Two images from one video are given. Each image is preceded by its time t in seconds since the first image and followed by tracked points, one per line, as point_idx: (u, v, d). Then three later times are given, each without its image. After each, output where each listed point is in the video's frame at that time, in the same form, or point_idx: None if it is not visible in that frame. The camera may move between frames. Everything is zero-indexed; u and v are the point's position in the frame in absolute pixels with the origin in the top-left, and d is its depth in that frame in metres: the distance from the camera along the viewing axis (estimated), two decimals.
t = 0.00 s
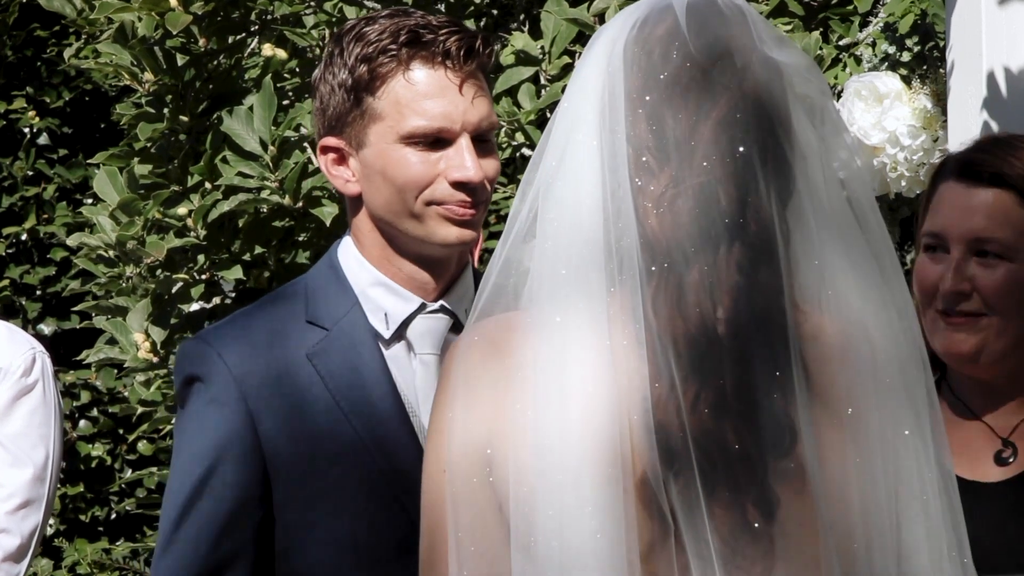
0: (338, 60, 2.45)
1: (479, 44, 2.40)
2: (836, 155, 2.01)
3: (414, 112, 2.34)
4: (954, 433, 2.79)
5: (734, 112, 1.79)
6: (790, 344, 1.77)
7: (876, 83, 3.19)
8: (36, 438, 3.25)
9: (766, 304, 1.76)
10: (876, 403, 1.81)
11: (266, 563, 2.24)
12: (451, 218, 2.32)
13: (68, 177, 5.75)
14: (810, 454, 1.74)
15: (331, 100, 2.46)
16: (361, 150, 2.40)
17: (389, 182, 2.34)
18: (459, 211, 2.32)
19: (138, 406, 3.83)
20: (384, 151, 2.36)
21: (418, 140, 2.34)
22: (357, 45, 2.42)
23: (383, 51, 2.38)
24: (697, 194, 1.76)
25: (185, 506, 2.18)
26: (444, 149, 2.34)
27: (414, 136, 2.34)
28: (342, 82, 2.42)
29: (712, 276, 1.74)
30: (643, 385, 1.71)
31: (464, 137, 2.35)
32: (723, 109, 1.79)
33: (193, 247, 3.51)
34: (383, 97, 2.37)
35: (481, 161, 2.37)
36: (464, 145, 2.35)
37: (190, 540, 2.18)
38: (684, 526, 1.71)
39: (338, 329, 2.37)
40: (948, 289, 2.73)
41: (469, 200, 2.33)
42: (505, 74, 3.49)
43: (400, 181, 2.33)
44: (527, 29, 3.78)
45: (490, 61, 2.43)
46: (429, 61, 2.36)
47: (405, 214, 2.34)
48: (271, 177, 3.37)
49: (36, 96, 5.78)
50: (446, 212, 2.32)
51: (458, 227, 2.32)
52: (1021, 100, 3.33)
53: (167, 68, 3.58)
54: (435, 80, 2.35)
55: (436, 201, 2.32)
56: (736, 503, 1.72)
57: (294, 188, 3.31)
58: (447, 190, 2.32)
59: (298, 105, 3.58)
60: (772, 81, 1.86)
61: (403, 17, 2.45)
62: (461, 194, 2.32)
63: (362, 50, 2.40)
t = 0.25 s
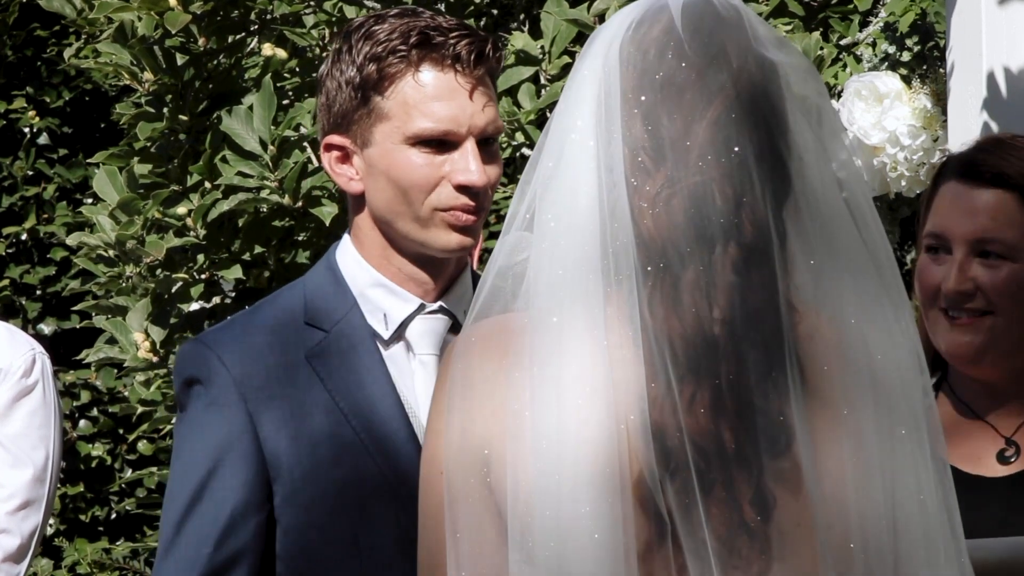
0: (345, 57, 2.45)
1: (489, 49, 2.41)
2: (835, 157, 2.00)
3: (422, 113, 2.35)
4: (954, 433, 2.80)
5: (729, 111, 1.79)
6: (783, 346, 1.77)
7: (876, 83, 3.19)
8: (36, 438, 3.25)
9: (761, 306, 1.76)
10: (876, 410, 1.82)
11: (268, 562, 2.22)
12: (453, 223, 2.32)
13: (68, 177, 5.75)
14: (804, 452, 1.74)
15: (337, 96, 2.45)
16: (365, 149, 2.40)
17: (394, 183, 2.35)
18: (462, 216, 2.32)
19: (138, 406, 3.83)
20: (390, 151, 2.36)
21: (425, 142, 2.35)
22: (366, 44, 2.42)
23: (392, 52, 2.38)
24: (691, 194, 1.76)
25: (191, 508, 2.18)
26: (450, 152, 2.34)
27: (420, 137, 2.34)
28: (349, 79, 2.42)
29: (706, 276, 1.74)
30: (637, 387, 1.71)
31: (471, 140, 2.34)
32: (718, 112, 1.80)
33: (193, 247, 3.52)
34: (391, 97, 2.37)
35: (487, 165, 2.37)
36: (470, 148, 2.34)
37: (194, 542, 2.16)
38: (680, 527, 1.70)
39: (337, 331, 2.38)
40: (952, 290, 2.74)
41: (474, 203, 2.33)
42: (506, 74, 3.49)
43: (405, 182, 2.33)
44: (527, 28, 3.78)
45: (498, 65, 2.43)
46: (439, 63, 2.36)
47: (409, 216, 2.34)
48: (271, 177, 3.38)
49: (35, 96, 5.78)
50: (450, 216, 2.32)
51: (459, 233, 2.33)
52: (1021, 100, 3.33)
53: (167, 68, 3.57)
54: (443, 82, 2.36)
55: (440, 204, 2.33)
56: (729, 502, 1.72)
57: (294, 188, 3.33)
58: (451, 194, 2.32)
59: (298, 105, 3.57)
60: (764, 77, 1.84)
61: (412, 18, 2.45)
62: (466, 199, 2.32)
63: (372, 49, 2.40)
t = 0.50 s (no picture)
0: (357, 54, 2.46)
1: (504, 54, 2.39)
2: (836, 158, 2.00)
3: (432, 116, 2.34)
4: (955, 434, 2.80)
5: (728, 112, 1.78)
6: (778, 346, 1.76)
7: (876, 83, 3.20)
8: (34, 438, 3.24)
9: (760, 306, 1.75)
10: (874, 413, 1.82)
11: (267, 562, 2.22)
12: (457, 228, 2.32)
13: (69, 177, 5.76)
14: (801, 452, 1.74)
15: (347, 94, 2.46)
16: (373, 147, 2.40)
17: (400, 184, 2.34)
18: (466, 222, 2.32)
19: (138, 406, 3.82)
20: (398, 152, 2.35)
21: (434, 144, 2.34)
22: (379, 43, 2.43)
23: (406, 53, 2.38)
24: (690, 194, 1.75)
25: (189, 511, 2.17)
26: (459, 155, 2.33)
27: (429, 139, 2.33)
28: (361, 77, 2.42)
29: (706, 276, 1.74)
30: (636, 387, 1.71)
31: (480, 145, 2.33)
32: (718, 110, 1.78)
33: (193, 246, 3.51)
34: (403, 98, 2.36)
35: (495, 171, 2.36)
36: (479, 154, 2.33)
37: (193, 544, 2.16)
38: (681, 527, 1.69)
39: (334, 332, 2.38)
40: (958, 289, 2.74)
41: (479, 208, 2.33)
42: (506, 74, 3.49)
43: (412, 184, 2.33)
44: (527, 28, 3.78)
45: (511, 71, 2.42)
46: (453, 67, 2.35)
47: (413, 218, 2.34)
48: (271, 176, 3.38)
49: (35, 96, 5.79)
50: (454, 221, 2.32)
51: (462, 239, 2.32)
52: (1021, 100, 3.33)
53: (167, 67, 3.57)
54: (456, 85, 2.35)
55: (446, 208, 2.32)
56: (728, 501, 1.71)
57: (294, 187, 3.33)
58: (458, 199, 2.32)
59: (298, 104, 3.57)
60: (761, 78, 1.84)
61: (427, 19, 2.45)
62: (472, 205, 2.32)
63: (385, 49, 2.40)
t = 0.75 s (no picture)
0: (365, 51, 2.47)
1: (511, 55, 2.39)
2: (836, 158, 2.00)
3: (437, 114, 2.35)
4: (957, 432, 2.80)
5: (728, 112, 1.80)
6: (778, 345, 1.75)
7: (876, 83, 3.20)
8: (30, 437, 3.16)
9: (761, 305, 1.75)
10: (875, 411, 1.80)
11: (267, 563, 2.22)
12: (457, 228, 2.34)
13: (69, 177, 5.76)
14: (801, 451, 1.74)
15: (354, 89, 2.47)
16: (377, 144, 2.41)
17: (403, 181, 2.36)
18: (467, 223, 2.34)
19: (137, 406, 3.82)
20: (402, 149, 2.36)
21: (438, 142, 2.35)
22: (387, 41, 2.44)
23: (414, 51, 2.39)
24: (690, 195, 1.77)
25: (186, 512, 2.18)
26: (463, 155, 2.34)
27: (433, 137, 2.35)
28: (368, 73, 2.43)
29: (706, 277, 1.73)
30: (636, 388, 1.72)
31: (484, 146, 2.34)
32: (719, 109, 1.80)
33: (193, 246, 3.51)
34: (408, 95, 2.37)
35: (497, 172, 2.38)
36: (483, 154, 2.34)
37: (191, 544, 2.16)
38: (681, 527, 1.69)
39: (332, 333, 2.38)
40: (993, 305, 2.66)
41: (480, 209, 2.34)
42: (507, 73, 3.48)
43: (415, 182, 2.34)
44: (527, 28, 3.79)
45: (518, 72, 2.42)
46: (460, 66, 2.36)
47: (415, 216, 2.35)
48: (270, 176, 3.38)
49: (35, 96, 5.79)
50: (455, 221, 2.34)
51: (461, 239, 2.34)
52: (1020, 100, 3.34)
53: (167, 67, 3.57)
54: (462, 84, 2.36)
55: (446, 208, 2.34)
56: (728, 501, 1.70)
57: (294, 187, 3.33)
58: (460, 199, 2.33)
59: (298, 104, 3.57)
60: (762, 76, 1.85)
61: (436, 18, 2.46)
62: (474, 206, 2.34)
63: (393, 46, 2.41)
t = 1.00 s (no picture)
0: (371, 49, 2.47)
1: (518, 58, 2.39)
2: (836, 156, 2.00)
3: (442, 114, 2.35)
4: (959, 432, 2.79)
5: (729, 111, 1.80)
6: (777, 342, 1.73)
7: (876, 83, 3.20)
8: (27, 436, 3.15)
9: (762, 304, 1.74)
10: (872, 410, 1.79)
11: (267, 563, 2.23)
12: (457, 227, 2.34)
13: (69, 177, 5.77)
14: (802, 451, 1.73)
15: (359, 87, 2.47)
16: (380, 141, 2.41)
17: (405, 179, 2.36)
18: (468, 221, 2.34)
19: (137, 406, 3.82)
20: (405, 147, 2.37)
21: (442, 141, 2.35)
22: (394, 40, 2.44)
23: (421, 51, 2.39)
24: (692, 194, 1.77)
25: (185, 511, 2.18)
26: (467, 155, 2.35)
27: (437, 136, 2.35)
28: (375, 71, 2.44)
29: (707, 275, 1.74)
30: (637, 389, 1.74)
31: (487, 147, 2.35)
32: (720, 109, 1.80)
33: (192, 246, 3.51)
34: (414, 94, 2.37)
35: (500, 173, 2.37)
36: (486, 155, 2.34)
37: (189, 543, 2.17)
38: (682, 525, 1.69)
39: (332, 333, 2.37)
40: (998, 305, 2.67)
41: (482, 209, 2.34)
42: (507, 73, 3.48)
43: (417, 179, 2.35)
44: (527, 28, 3.79)
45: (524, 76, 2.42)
46: (466, 68, 2.36)
47: (416, 214, 2.36)
48: (270, 176, 3.38)
49: (36, 96, 5.79)
50: (456, 219, 2.34)
51: (461, 237, 2.35)
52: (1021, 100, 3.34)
53: (167, 67, 3.57)
54: (467, 86, 2.36)
55: (447, 207, 2.34)
56: (729, 500, 1.69)
57: (294, 187, 3.33)
58: (461, 198, 2.33)
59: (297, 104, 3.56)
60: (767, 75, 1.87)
61: (443, 19, 2.46)
62: (475, 205, 2.33)
63: (400, 45, 2.41)
